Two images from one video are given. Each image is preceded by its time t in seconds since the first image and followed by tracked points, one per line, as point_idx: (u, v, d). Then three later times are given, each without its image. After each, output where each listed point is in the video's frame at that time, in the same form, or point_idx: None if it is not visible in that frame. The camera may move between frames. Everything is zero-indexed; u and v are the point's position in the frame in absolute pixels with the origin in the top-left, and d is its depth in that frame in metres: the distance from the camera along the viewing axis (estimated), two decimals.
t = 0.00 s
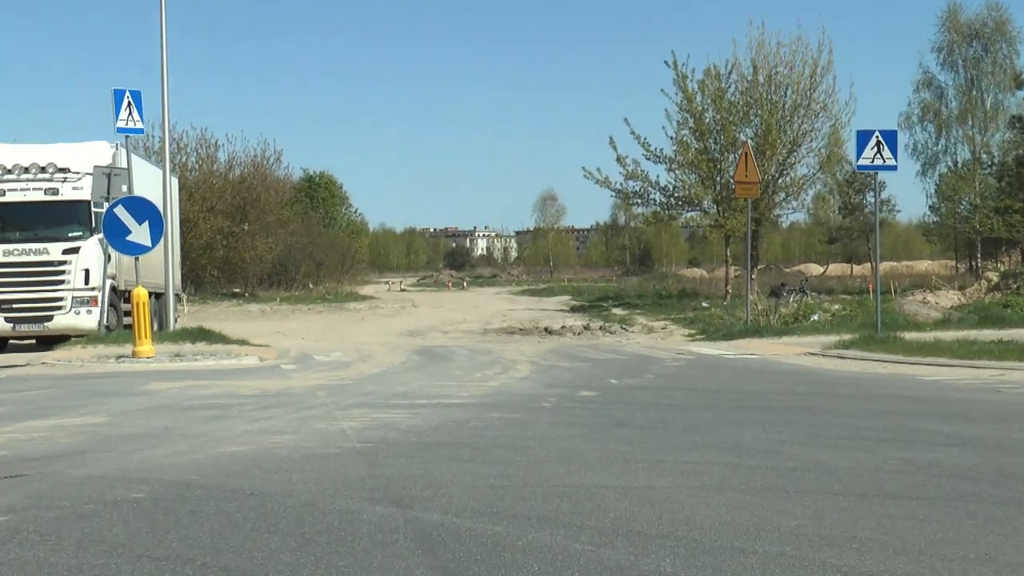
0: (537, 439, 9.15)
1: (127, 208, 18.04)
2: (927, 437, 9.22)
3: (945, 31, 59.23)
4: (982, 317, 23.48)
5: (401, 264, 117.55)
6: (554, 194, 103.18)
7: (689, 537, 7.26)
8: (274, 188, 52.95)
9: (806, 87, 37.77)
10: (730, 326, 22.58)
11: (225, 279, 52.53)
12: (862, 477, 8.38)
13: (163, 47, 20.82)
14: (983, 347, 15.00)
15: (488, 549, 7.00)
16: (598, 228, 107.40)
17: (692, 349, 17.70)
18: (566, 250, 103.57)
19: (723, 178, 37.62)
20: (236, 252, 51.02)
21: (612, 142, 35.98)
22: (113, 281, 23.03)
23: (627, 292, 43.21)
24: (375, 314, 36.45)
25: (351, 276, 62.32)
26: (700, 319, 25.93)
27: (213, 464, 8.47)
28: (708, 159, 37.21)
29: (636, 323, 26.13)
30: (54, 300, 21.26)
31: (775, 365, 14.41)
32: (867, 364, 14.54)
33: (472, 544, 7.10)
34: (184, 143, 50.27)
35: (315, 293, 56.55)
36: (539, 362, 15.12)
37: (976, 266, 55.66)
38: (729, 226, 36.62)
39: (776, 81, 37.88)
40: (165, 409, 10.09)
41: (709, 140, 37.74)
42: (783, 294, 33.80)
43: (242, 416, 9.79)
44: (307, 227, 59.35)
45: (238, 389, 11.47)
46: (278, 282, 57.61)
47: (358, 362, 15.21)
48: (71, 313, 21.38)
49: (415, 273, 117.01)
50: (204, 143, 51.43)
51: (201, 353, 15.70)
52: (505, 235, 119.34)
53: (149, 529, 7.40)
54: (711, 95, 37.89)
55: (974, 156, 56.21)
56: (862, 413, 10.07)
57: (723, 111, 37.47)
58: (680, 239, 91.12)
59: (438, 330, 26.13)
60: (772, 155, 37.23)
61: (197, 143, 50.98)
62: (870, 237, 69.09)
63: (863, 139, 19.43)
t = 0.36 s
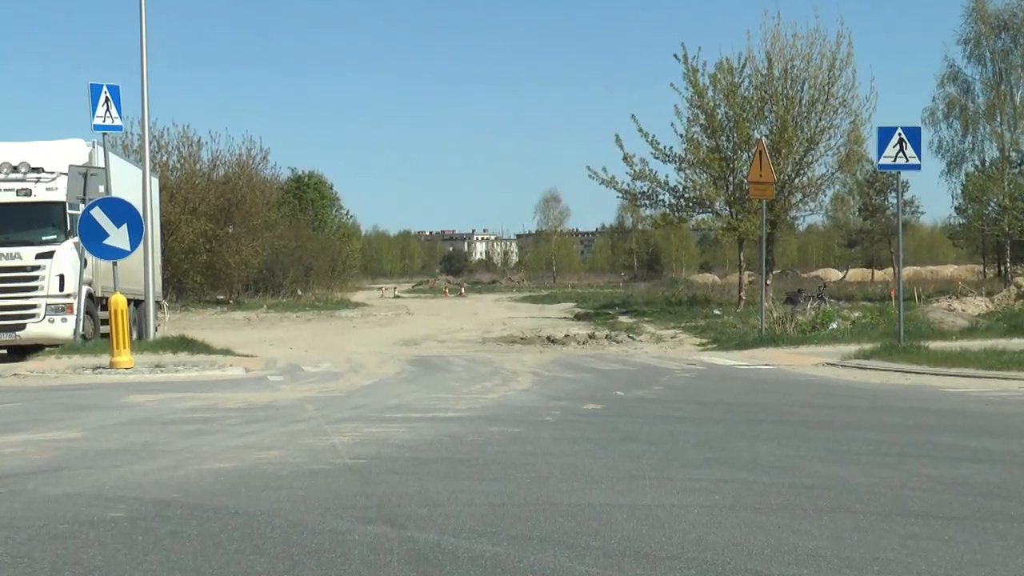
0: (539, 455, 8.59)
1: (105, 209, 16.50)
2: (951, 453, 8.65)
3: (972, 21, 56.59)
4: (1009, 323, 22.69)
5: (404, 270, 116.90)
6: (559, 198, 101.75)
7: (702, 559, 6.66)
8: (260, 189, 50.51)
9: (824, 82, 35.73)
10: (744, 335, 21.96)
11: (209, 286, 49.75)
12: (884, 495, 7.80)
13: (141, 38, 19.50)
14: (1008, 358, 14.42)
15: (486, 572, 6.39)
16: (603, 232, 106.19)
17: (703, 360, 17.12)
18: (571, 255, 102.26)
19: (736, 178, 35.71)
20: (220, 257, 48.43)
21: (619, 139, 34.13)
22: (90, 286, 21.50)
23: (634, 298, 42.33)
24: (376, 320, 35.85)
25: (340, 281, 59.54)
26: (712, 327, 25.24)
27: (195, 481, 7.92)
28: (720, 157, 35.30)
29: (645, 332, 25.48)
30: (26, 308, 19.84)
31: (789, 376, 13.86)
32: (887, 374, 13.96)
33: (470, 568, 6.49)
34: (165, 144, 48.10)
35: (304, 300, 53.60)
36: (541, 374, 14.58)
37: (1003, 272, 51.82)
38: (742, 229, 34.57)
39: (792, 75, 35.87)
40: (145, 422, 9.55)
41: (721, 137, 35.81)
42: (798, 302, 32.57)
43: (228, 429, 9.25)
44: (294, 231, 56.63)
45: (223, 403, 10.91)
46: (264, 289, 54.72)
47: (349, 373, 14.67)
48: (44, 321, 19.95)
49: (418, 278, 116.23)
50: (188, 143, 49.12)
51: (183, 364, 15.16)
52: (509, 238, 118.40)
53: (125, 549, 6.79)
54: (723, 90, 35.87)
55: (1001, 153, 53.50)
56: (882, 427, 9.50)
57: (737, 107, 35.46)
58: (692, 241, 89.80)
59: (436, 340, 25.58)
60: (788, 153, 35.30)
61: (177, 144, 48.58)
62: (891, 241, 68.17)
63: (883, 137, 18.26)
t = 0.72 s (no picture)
0: (541, 475, 8.03)
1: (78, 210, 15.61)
2: (980, 471, 8.08)
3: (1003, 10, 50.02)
4: None
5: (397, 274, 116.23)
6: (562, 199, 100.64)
7: None
8: (244, 191, 45.73)
9: (846, 75, 33.04)
10: (759, 345, 21.32)
11: (189, 293, 44.98)
12: (910, 516, 7.21)
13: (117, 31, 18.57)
14: None
15: None
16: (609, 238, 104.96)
17: (716, 372, 16.53)
18: (576, 262, 100.95)
19: (751, 178, 33.31)
20: (202, 263, 43.74)
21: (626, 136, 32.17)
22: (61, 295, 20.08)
23: (642, 305, 41.33)
24: (373, 328, 35.10)
25: (330, 288, 54.01)
26: (725, 336, 24.49)
27: (175, 501, 7.37)
28: (733, 156, 32.97)
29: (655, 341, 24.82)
30: None
31: (806, 390, 13.30)
32: (911, 387, 13.36)
33: None
34: (140, 139, 43.26)
35: (290, 309, 48.42)
36: (544, 387, 14.03)
37: None
38: (757, 232, 32.19)
39: (811, 69, 33.32)
40: (121, 439, 8.99)
41: (735, 135, 33.49)
42: (818, 310, 30.40)
43: (211, 446, 8.69)
44: (280, 234, 51.31)
45: (206, 418, 10.38)
46: (248, 297, 49.81)
47: (339, 387, 14.10)
48: (13, 331, 18.60)
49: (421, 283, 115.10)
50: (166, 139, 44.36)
51: (161, 377, 14.61)
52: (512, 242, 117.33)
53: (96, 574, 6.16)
54: (738, 84, 33.50)
55: None
56: (905, 445, 8.93)
57: (752, 103, 33.04)
58: (705, 247, 90.68)
59: (431, 351, 24.90)
60: (806, 152, 32.81)
61: (157, 139, 44.07)
62: (918, 245, 64.82)
63: (909, 135, 17.39)
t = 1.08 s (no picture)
0: (544, 496, 7.53)
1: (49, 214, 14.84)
2: (1011, 491, 7.57)
3: None
4: None
5: (390, 281, 115.50)
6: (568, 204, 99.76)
7: None
8: (227, 192, 42.46)
9: (869, 69, 30.53)
10: (774, 356, 20.70)
11: (168, 303, 41.66)
12: (937, 539, 6.67)
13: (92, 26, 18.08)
14: None
15: None
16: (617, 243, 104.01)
17: (728, 385, 16.02)
18: (581, 267, 99.93)
19: (767, 179, 30.83)
20: (183, 269, 40.06)
21: (634, 133, 29.68)
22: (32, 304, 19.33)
23: (654, 314, 38.89)
24: (366, 339, 34.34)
25: (319, 296, 49.52)
26: (739, 345, 23.78)
27: (153, 522, 6.87)
28: (749, 156, 30.39)
29: (665, 352, 24.16)
30: None
31: (824, 405, 12.80)
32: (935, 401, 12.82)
33: None
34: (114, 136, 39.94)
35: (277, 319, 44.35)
36: (547, 402, 13.56)
37: None
38: (774, 237, 29.71)
39: (831, 61, 30.68)
40: (96, 457, 8.50)
41: (751, 133, 30.90)
42: (840, 318, 28.17)
43: (192, 466, 8.21)
44: (265, 238, 47.10)
45: (187, 435, 9.89)
46: (232, 306, 45.75)
47: (328, 402, 13.59)
48: None
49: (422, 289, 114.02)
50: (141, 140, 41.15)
51: (139, 392, 14.08)
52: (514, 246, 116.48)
53: None
54: (753, 78, 30.87)
55: None
56: (928, 464, 8.43)
57: (768, 99, 30.47)
58: (718, 253, 92.08)
59: (427, 363, 24.32)
60: (827, 151, 30.18)
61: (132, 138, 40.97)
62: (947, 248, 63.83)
63: (936, 132, 16.25)
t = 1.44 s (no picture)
0: (546, 518, 7.11)
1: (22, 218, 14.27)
2: None
3: None
4: None
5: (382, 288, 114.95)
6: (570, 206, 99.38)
7: None
8: (211, 196, 41.32)
9: (890, 63, 29.26)
10: (790, 368, 20.16)
11: (149, 311, 40.60)
12: (968, 561, 6.23)
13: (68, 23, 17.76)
14: None
15: None
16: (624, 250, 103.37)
17: (741, 399, 15.57)
18: (586, 275, 99.24)
19: (783, 181, 29.49)
20: (163, 276, 39.11)
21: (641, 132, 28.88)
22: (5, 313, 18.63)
23: (663, 323, 38.27)
24: (359, 350, 33.75)
25: (308, 304, 48.61)
26: (753, 357, 23.18)
27: (131, 544, 6.46)
28: (763, 156, 29.19)
29: (675, 365, 23.62)
30: None
31: (842, 419, 12.38)
32: (961, 417, 12.33)
33: None
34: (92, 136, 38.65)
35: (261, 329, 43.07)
36: (550, 416, 13.16)
37: None
38: (790, 241, 28.36)
39: (850, 57, 29.48)
40: (72, 476, 8.11)
41: (766, 132, 29.70)
42: (860, 328, 27.38)
43: (175, 484, 7.82)
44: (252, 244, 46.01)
45: (169, 452, 9.50)
46: (216, 314, 44.31)
47: (318, 417, 13.17)
48: None
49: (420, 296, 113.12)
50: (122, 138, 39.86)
51: (117, 406, 13.66)
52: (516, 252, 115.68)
53: None
54: (769, 75, 29.68)
55: None
56: (955, 482, 7.99)
57: (784, 96, 29.24)
58: (732, 259, 90.46)
59: (422, 376, 23.85)
60: (846, 150, 28.93)
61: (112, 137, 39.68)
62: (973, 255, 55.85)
63: (962, 131, 15.78)
